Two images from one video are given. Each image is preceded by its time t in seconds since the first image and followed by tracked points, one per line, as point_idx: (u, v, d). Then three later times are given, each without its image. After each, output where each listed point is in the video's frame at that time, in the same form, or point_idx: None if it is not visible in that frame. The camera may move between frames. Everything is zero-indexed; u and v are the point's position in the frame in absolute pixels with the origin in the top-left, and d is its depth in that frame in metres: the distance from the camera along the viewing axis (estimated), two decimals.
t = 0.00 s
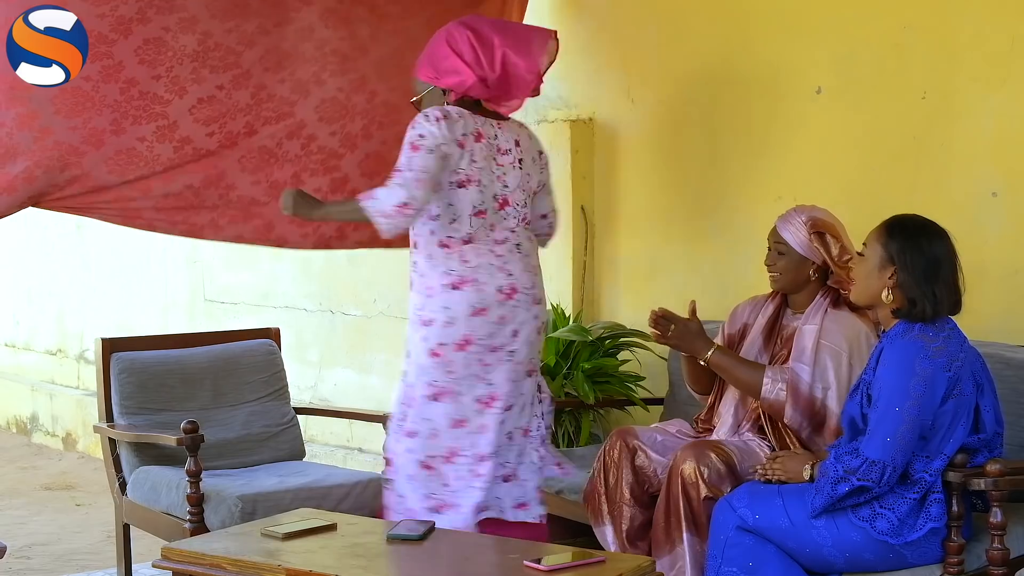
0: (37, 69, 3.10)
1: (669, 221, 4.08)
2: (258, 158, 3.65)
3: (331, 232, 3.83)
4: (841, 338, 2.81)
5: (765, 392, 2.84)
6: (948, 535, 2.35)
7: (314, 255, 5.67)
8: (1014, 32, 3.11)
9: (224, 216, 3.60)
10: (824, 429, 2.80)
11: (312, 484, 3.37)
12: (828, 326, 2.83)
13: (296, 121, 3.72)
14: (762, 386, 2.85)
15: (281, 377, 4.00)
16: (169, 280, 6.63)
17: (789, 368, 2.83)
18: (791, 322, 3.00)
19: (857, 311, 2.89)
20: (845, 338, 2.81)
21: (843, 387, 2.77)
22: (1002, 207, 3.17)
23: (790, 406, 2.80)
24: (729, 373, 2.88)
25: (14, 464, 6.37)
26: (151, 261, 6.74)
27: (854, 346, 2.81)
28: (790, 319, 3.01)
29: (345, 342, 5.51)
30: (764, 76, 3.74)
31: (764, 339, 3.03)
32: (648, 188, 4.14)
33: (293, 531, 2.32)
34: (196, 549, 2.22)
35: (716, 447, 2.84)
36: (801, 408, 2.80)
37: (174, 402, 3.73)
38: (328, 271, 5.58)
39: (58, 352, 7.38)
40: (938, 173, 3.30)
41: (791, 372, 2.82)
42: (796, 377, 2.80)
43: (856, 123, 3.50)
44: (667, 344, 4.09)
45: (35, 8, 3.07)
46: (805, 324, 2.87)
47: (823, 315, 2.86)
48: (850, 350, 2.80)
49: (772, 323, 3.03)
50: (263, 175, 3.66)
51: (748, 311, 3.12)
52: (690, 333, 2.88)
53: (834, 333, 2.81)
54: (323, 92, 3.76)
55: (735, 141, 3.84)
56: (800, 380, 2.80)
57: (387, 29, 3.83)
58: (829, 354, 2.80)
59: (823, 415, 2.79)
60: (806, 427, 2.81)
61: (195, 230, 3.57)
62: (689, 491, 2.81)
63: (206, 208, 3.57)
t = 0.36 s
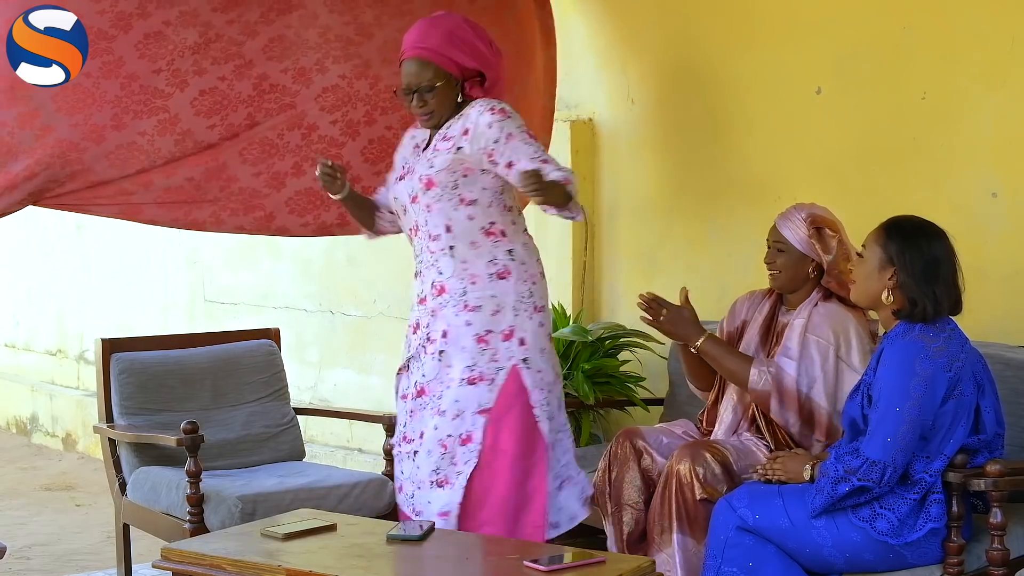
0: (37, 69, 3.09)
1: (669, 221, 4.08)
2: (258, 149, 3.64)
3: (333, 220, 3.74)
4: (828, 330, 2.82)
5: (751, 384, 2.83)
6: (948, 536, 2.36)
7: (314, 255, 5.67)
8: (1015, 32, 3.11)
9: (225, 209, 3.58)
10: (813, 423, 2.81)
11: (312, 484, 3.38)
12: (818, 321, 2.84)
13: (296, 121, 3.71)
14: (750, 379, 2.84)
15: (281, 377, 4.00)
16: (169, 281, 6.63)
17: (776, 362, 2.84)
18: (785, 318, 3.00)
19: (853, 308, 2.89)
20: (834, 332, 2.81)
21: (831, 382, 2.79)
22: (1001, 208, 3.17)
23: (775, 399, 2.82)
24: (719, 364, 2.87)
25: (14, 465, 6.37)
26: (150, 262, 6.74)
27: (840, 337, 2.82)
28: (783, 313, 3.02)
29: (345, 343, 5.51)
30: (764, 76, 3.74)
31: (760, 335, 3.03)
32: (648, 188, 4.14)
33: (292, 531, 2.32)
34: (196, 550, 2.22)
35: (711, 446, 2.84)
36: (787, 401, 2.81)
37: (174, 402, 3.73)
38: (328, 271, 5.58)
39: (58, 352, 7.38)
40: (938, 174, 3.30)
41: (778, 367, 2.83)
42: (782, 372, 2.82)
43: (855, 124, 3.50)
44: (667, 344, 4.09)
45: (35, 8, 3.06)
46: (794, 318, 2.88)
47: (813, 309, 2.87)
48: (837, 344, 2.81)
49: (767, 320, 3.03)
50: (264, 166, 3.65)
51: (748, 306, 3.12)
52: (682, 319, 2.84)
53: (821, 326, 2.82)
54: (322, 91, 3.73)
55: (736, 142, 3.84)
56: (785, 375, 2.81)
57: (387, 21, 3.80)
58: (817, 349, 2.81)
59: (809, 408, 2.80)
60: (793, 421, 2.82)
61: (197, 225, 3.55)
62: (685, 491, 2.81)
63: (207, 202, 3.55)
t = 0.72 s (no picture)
0: (37, 69, 3.11)
1: (669, 221, 4.08)
2: (259, 148, 3.67)
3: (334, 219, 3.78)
4: (826, 334, 2.81)
5: (752, 397, 2.86)
6: (948, 536, 2.35)
7: (314, 256, 5.67)
8: (1015, 32, 3.12)
9: (225, 208, 3.61)
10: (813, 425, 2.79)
11: (312, 484, 3.38)
12: (816, 324, 2.83)
13: (296, 120, 3.73)
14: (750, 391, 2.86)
15: (281, 377, 4.00)
16: (169, 281, 6.63)
17: (772, 369, 2.84)
18: (784, 320, 3.00)
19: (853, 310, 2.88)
20: (830, 335, 2.81)
21: (829, 384, 2.78)
22: (1001, 208, 3.17)
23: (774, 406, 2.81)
24: (720, 372, 2.89)
25: (14, 465, 6.37)
26: (150, 262, 6.74)
27: (837, 339, 2.81)
28: (783, 315, 3.01)
29: (345, 343, 5.51)
30: (765, 75, 3.73)
31: (760, 337, 3.03)
32: (649, 188, 4.14)
33: (292, 531, 2.32)
34: (196, 550, 2.22)
35: (707, 447, 2.84)
36: (786, 406, 2.80)
37: (174, 403, 3.73)
38: (328, 271, 5.58)
39: (58, 352, 7.38)
40: (938, 174, 3.31)
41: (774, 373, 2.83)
42: (777, 378, 2.82)
43: (855, 122, 3.50)
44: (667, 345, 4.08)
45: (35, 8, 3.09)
46: (794, 323, 2.87)
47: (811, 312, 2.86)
48: (834, 347, 2.80)
49: (768, 322, 3.03)
50: (265, 165, 3.68)
51: (747, 306, 3.12)
52: (682, 327, 2.84)
53: (819, 330, 2.82)
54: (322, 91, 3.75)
55: (736, 141, 3.84)
56: (780, 380, 2.81)
57: (383, 24, 3.78)
58: (814, 352, 2.81)
59: (806, 413, 2.79)
60: (795, 426, 2.80)
61: (197, 224, 3.57)
62: (682, 493, 2.81)
63: (207, 201, 3.57)
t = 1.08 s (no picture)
0: (37, 70, 3.12)
1: (668, 220, 4.08)
2: (258, 151, 3.65)
3: (334, 222, 3.76)
4: (823, 337, 2.81)
5: (749, 393, 2.83)
6: (948, 535, 2.36)
7: (314, 256, 5.67)
8: (1014, 32, 3.12)
9: (226, 210, 3.58)
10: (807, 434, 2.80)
11: (312, 484, 3.38)
12: (813, 326, 2.82)
13: (295, 121, 3.70)
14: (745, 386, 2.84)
15: (281, 377, 3.99)
16: (169, 281, 6.63)
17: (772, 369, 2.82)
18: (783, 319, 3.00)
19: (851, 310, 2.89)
20: (828, 339, 2.81)
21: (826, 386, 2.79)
22: (1001, 208, 3.18)
23: (773, 410, 2.81)
24: (716, 370, 2.87)
25: (15, 465, 6.37)
26: (150, 262, 6.74)
27: (835, 343, 2.81)
28: (782, 314, 3.01)
29: (345, 343, 5.51)
30: (765, 75, 3.73)
31: (759, 335, 3.03)
32: (648, 188, 4.14)
33: (292, 531, 2.32)
34: (196, 550, 2.22)
35: (713, 449, 2.83)
36: (782, 413, 2.81)
37: (174, 403, 3.73)
38: (328, 271, 5.58)
39: (58, 352, 7.38)
40: (938, 175, 3.31)
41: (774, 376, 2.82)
42: (778, 382, 2.81)
43: (855, 122, 3.50)
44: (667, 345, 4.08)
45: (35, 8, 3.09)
46: (792, 322, 2.86)
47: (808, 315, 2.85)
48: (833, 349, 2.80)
49: (766, 321, 3.03)
50: (264, 168, 3.65)
51: (746, 303, 3.11)
52: (681, 322, 2.82)
53: (817, 333, 2.81)
54: (320, 92, 3.72)
55: (736, 141, 3.84)
56: (781, 384, 2.80)
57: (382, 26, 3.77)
58: (813, 355, 2.81)
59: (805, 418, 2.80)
60: (791, 435, 2.82)
61: (197, 226, 3.55)
62: (689, 495, 2.81)
63: (207, 203, 3.55)
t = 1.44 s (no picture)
0: (36, 69, 3.07)
1: (667, 221, 4.08)
2: (257, 161, 3.59)
3: (334, 231, 3.76)
4: (829, 343, 2.81)
5: (758, 406, 2.86)
6: (948, 536, 2.36)
7: (314, 256, 5.67)
8: (1014, 33, 3.12)
9: (226, 218, 3.57)
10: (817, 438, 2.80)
11: (312, 484, 3.38)
12: (819, 332, 2.82)
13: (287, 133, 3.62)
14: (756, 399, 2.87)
15: (281, 378, 4.00)
16: (168, 281, 6.63)
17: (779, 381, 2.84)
18: (783, 323, 3.01)
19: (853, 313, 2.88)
20: (834, 344, 2.80)
21: (834, 394, 2.78)
22: (1001, 208, 3.18)
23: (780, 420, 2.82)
24: (726, 384, 2.90)
25: (15, 465, 6.37)
26: (150, 263, 6.74)
27: (841, 348, 2.80)
28: (782, 318, 3.02)
29: (345, 343, 5.52)
30: (764, 75, 3.73)
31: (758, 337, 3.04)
32: (648, 189, 4.13)
33: (292, 532, 2.32)
34: (196, 550, 2.22)
35: (705, 449, 2.85)
36: (789, 421, 2.81)
37: (174, 403, 3.73)
38: (328, 271, 5.58)
39: (58, 352, 7.38)
40: (938, 175, 3.31)
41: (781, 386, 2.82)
42: (786, 393, 2.81)
43: (855, 122, 3.50)
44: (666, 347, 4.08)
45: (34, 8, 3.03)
46: (796, 328, 2.86)
47: (813, 320, 2.86)
48: (839, 355, 2.80)
49: (766, 324, 3.04)
50: (264, 178, 3.61)
51: (745, 307, 3.12)
52: (687, 340, 2.86)
53: (822, 339, 2.81)
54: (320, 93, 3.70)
55: (736, 141, 3.84)
56: (790, 395, 2.80)
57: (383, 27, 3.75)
58: (819, 362, 2.80)
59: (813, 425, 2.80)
60: (799, 441, 2.83)
61: (196, 234, 3.56)
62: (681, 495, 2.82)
63: (206, 211, 3.55)
